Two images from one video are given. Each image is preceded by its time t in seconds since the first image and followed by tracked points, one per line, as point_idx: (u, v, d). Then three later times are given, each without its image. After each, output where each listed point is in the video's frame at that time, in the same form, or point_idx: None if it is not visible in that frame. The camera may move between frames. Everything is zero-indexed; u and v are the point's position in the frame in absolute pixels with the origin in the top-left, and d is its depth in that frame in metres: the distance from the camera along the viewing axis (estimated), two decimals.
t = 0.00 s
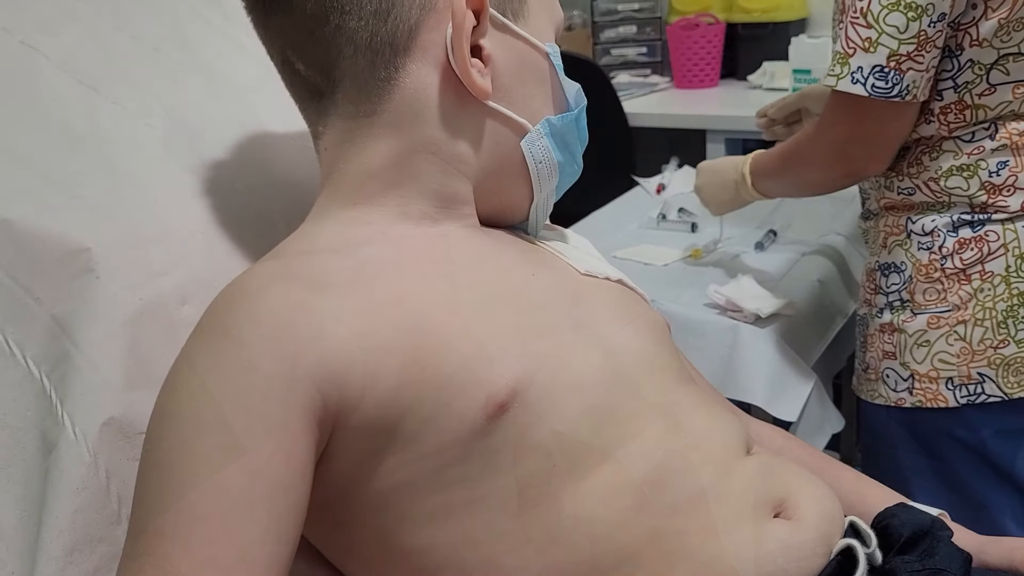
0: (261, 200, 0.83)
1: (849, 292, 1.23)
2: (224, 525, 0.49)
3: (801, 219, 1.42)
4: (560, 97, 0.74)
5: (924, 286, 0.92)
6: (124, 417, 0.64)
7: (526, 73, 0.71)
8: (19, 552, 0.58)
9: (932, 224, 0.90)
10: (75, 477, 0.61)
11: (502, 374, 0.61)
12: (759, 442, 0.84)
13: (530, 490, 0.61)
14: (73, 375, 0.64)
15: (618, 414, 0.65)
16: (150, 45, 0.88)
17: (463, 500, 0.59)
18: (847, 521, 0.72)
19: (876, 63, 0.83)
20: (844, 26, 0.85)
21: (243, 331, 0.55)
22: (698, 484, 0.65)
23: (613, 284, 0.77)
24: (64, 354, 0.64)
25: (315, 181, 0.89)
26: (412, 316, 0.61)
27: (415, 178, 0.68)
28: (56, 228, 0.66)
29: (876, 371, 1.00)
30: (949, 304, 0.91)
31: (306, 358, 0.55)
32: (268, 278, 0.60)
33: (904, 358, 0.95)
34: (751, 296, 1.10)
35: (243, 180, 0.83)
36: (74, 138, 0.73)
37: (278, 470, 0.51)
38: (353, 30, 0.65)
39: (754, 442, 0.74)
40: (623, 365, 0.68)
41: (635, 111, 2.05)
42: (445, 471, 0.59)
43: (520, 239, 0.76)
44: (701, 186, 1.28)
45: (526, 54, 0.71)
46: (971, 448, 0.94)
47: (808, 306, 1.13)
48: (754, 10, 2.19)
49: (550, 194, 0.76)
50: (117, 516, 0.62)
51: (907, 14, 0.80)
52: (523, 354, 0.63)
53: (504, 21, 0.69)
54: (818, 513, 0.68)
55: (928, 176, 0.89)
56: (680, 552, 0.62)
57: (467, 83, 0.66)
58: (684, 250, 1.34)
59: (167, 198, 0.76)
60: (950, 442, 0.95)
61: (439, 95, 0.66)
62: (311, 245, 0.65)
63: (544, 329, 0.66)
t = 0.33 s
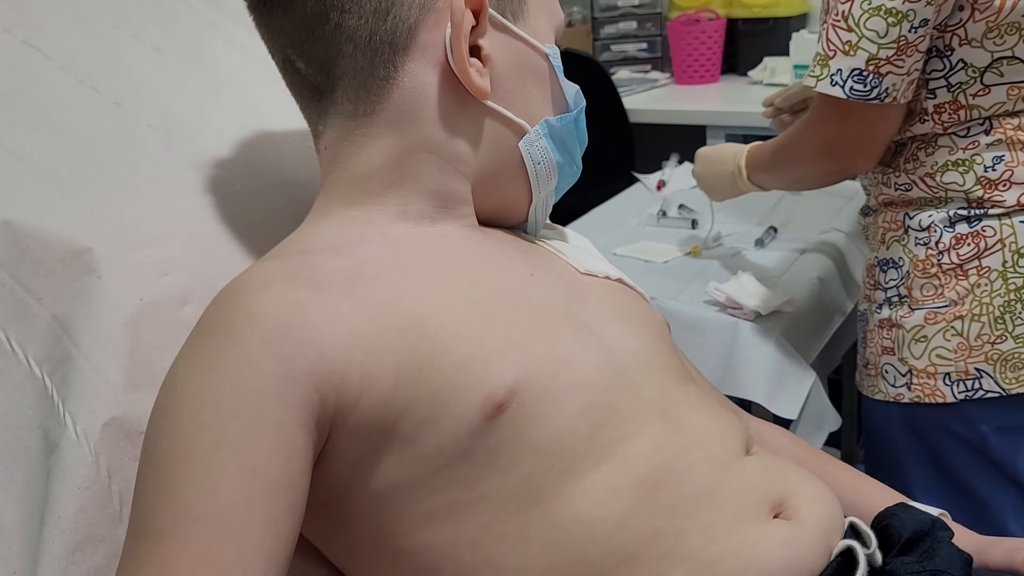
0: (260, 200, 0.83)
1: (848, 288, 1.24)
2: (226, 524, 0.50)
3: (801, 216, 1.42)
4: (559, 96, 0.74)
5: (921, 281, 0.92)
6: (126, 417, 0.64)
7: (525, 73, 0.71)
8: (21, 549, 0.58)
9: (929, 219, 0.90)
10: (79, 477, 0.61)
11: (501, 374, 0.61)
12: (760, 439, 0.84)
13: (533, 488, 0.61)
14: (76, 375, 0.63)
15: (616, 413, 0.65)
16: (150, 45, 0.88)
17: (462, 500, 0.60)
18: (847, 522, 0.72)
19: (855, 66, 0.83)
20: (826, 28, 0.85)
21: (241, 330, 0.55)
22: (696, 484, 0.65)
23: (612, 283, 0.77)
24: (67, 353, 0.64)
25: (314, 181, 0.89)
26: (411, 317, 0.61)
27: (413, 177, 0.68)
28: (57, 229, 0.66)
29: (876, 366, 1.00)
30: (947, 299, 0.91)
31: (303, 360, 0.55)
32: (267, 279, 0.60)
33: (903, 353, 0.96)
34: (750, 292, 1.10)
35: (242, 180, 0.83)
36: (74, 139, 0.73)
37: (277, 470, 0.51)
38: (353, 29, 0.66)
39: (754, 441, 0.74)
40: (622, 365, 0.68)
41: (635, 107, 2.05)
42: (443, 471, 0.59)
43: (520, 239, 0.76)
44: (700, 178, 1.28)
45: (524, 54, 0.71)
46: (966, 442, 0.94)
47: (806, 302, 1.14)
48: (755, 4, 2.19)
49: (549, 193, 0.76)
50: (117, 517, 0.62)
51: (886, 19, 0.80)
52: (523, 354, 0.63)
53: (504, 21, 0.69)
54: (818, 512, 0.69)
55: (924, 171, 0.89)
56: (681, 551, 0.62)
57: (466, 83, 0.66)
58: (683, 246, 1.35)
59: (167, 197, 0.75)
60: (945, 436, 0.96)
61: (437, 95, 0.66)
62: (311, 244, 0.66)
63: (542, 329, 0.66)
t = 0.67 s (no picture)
0: (261, 204, 0.83)
1: (848, 291, 1.24)
2: (232, 527, 0.50)
3: (801, 220, 1.42)
4: (554, 97, 0.75)
5: (906, 283, 0.92)
6: (130, 423, 0.64)
7: (519, 77, 0.71)
8: (28, 555, 0.58)
9: (915, 222, 0.91)
10: (85, 482, 0.61)
11: (503, 375, 0.62)
12: (763, 440, 0.84)
13: (534, 489, 0.61)
14: (81, 380, 0.64)
15: (617, 414, 0.65)
16: (153, 51, 0.89)
17: (464, 501, 0.60)
18: (852, 524, 0.72)
19: (838, 78, 0.84)
20: (809, 40, 0.86)
21: (240, 335, 0.55)
22: (698, 486, 0.65)
23: (612, 285, 0.77)
24: (72, 357, 0.64)
25: (314, 188, 0.89)
26: (411, 320, 0.61)
27: (413, 181, 0.68)
28: (62, 234, 0.67)
29: (864, 365, 1.00)
30: (930, 301, 0.91)
31: (303, 363, 0.55)
32: (267, 284, 0.60)
33: (887, 353, 0.96)
34: (750, 295, 1.11)
35: (243, 186, 0.83)
36: (76, 145, 0.74)
37: (279, 472, 0.52)
38: (345, 38, 0.66)
39: (756, 440, 0.74)
40: (623, 367, 0.68)
41: (635, 111, 2.05)
42: (445, 472, 0.59)
43: (519, 240, 0.77)
44: (701, 180, 1.28)
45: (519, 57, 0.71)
46: (951, 439, 0.95)
47: (806, 304, 1.14)
48: (755, 9, 2.19)
49: (548, 195, 0.77)
50: (122, 521, 0.62)
51: (870, 34, 0.80)
52: (523, 355, 0.63)
53: (495, 24, 0.70)
54: (819, 511, 0.69)
55: (912, 176, 0.90)
56: (686, 551, 0.63)
57: (460, 88, 0.66)
58: (684, 250, 1.35)
59: (168, 202, 0.76)
60: (932, 435, 0.96)
61: (432, 100, 0.67)
62: (314, 248, 0.66)
63: (543, 332, 0.66)
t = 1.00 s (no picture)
0: (265, 208, 0.83)
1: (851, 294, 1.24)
2: (234, 531, 0.50)
3: (805, 225, 1.42)
4: (554, 95, 0.74)
5: (896, 287, 0.92)
6: (134, 426, 0.64)
7: (519, 80, 0.71)
8: (31, 558, 0.58)
9: (907, 228, 0.90)
10: (89, 486, 0.61)
11: (506, 379, 0.61)
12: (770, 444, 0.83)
13: (540, 493, 0.60)
14: (86, 381, 0.64)
15: (623, 419, 0.65)
16: (159, 55, 0.89)
17: (468, 505, 0.59)
18: (861, 529, 0.72)
19: (830, 77, 0.84)
20: (802, 38, 0.86)
21: (239, 341, 0.55)
22: (705, 490, 0.65)
23: (616, 289, 0.77)
24: (76, 360, 0.64)
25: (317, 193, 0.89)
26: (412, 324, 0.61)
27: (416, 184, 0.68)
28: (69, 237, 0.67)
29: (855, 368, 1.00)
30: (919, 305, 0.90)
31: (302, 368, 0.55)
32: (267, 289, 0.60)
33: (877, 356, 0.96)
34: (750, 302, 1.12)
35: (247, 189, 0.83)
36: (81, 148, 0.74)
37: (279, 475, 0.52)
38: (338, 45, 0.66)
39: (763, 444, 0.74)
40: (628, 370, 0.68)
41: (639, 116, 2.05)
42: (448, 476, 0.59)
43: (522, 242, 0.77)
44: (706, 186, 1.28)
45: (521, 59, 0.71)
46: (939, 443, 0.95)
47: (809, 307, 1.14)
48: (758, 14, 2.19)
49: (550, 194, 0.76)
50: (126, 525, 0.62)
51: (861, 33, 0.81)
52: (526, 359, 0.63)
53: (490, 23, 0.69)
54: (826, 515, 0.69)
55: (905, 181, 0.89)
56: (694, 555, 0.62)
57: (455, 92, 0.66)
58: (689, 255, 1.35)
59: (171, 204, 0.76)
60: (922, 437, 0.95)
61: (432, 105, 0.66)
62: (317, 252, 0.66)
63: (547, 336, 0.66)
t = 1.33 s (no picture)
0: (268, 206, 0.83)
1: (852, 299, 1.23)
2: (234, 532, 0.50)
3: (807, 230, 1.41)
4: (556, 93, 0.73)
5: (893, 290, 0.92)
6: (135, 424, 0.64)
7: (523, 82, 0.71)
8: (31, 553, 0.59)
9: (903, 231, 0.90)
10: (90, 483, 0.61)
11: (507, 382, 0.61)
12: (771, 448, 0.83)
13: (541, 495, 0.60)
14: (86, 377, 0.63)
15: (623, 422, 0.65)
16: (162, 52, 0.89)
17: (469, 507, 0.59)
18: (859, 533, 0.72)
19: (824, 79, 0.85)
20: (796, 40, 0.86)
21: (239, 341, 0.55)
22: (705, 493, 0.65)
23: (618, 292, 0.77)
24: (77, 356, 0.64)
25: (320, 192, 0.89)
26: (413, 327, 0.61)
27: (419, 185, 0.68)
28: (71, 234, 0.67)
29: (852, 371, 0.99)
30: (916, 309, 0.90)
31: (303, 370, 0.55)
32: (266, 290, 0.60)
33: (873, 359, 0.95)
34: (751, 305, 1.11)
35: (250, 187, 0.83)
36: (84, 144, 0.74)
37: (279, 475, 0.52)
38: (334, 47, 0.65)
39: (763, 448, 0.74)
40: (630, 373, 0.68)
41: (642, 119, 2.05)
42: (449, 477, 0.59)
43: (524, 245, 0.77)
44: (704, 195, 1.28)
45: (525, 61, 0.71)
46: (936, 447, 0.94)
47: (810, 311, 1.13)
48: (762, 18, 2.19)
49: (553, 192, 0.76)
50: (126, 523, 0.62)
51: (855, 36, 0.81)
52: (526, 362, 0.63)
53: (487, 22, 0.68)
54: (826, 520, 0.69)
55: (901, 185, 0.89)
56: (694, 558, 0.62)
57: (452, 92, 0.65)
58: (689, 258, 1.35)
59: (175, 200, 0.76)
60: (928, 448, 0.95)
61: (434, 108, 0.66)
62: (319, 252, 0.66)
63: (548, 339, 0.66)
